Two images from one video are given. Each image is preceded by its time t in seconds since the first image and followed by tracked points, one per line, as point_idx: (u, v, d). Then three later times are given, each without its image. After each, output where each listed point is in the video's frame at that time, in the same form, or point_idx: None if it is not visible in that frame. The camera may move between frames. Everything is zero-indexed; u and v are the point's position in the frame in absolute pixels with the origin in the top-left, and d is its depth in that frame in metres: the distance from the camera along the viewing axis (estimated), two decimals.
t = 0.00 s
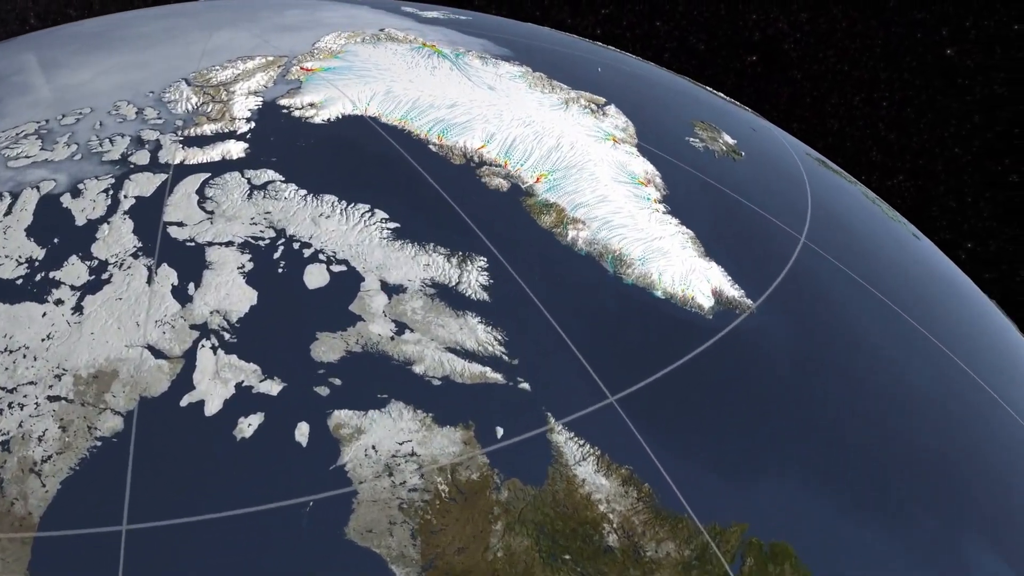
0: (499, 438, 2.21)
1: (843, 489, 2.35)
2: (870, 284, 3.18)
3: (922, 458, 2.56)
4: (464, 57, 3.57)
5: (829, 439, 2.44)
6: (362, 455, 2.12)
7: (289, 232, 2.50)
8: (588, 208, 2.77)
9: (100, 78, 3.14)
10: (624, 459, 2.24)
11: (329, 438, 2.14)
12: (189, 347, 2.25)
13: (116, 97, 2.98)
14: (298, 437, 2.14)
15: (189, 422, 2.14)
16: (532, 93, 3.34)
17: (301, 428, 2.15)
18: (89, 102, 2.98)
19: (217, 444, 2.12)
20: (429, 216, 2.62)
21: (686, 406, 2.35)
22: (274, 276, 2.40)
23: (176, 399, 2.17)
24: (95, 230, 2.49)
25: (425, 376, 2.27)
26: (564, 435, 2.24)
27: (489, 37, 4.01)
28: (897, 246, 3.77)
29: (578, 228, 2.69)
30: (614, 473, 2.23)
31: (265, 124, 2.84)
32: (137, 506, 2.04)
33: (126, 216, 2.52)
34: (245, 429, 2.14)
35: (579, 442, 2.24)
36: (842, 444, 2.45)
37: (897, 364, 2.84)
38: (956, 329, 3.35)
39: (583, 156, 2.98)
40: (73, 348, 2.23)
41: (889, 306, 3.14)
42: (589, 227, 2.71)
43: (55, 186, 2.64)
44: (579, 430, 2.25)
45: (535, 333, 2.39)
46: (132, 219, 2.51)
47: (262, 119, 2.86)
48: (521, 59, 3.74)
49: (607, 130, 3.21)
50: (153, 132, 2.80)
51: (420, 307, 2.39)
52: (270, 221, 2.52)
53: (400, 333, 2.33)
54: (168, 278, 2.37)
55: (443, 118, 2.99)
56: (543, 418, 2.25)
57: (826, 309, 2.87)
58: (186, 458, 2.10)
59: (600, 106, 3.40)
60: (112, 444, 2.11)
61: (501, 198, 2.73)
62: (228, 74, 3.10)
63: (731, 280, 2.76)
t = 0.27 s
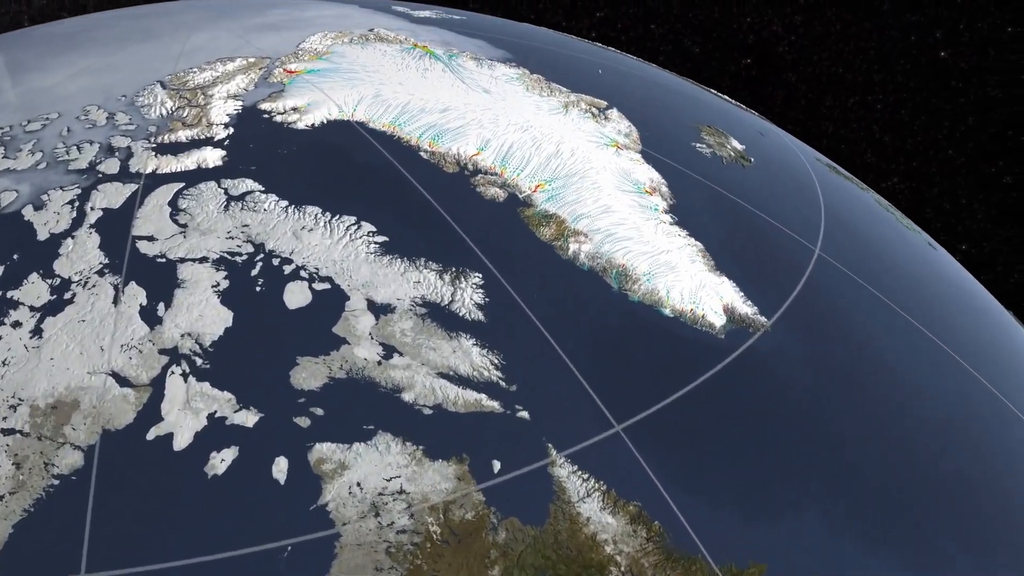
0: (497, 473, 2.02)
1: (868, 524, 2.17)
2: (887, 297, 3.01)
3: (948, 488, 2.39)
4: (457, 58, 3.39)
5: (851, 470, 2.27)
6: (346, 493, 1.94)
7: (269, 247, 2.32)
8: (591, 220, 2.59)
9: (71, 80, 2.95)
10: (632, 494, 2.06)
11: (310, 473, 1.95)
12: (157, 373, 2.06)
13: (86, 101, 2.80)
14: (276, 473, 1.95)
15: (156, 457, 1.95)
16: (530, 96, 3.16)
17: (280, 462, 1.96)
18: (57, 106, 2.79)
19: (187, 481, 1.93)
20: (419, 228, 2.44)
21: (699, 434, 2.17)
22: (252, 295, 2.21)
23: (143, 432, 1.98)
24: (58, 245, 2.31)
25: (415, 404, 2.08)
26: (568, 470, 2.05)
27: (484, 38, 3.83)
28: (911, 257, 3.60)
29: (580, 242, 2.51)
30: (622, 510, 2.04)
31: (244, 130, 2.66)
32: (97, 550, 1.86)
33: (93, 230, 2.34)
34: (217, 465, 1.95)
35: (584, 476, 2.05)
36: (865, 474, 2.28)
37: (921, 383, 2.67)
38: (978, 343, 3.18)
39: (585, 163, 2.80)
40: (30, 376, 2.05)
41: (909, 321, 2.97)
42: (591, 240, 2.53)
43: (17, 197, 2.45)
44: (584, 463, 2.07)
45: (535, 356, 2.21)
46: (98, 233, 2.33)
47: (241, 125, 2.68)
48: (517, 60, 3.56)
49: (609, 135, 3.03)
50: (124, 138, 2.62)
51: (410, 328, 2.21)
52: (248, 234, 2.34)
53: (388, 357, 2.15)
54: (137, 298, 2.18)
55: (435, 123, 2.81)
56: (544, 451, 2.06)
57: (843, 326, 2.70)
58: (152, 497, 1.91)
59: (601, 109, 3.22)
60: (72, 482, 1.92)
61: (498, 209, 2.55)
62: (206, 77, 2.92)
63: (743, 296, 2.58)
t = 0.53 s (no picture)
0: (494, 511, 1.85)
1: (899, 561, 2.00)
2: (907, 310, 2.85)
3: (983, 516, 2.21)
4: (451, 59, 3.22)
5: (878, 499, 2.09)
6: (328, 537, 1.76)
7: (246, 262, 2.14)
8: (594, 232, 2.41)
9: (39, 83, 2.77)
10: (644, 531, 1.89)
11: (288, 514, 1.78)
12: (122, 403, 1.89)
13: (54, 105, 2.62)
14: (252, 514, 1.77)
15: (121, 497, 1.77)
16: (527, 99, 2.99)
17: (256, 502, 1.78)
18: (23, 111, 2.61)
19: (155, 523, 1.75)
20: (409, 240, 2.26)
21: (713, 464, 2.00)
22: (227, 316, 2.04)
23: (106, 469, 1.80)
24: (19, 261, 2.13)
25: (404, 436, 1.91)
26: (572, 508, 1.88)
27: (478, 38, 3.66)
28: (928, 266, 3.45)
29: (583, 255, 2.34)
30: (631, 551, 1.87)
31: (222, 135, 2.48)
32: None
33: (56, 244, 2.16)
34: (186, 506, 1.77)
35: (589, 514, 1.88)
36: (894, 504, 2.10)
37: (948, 403, 2.49)
38: (1003, 355, 3.01)
39: (587, 170, 2.62)
40: None
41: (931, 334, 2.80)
42: (595, 253, 2.36)
43: None
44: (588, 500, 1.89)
45: (534, 379, 2.03)
46: (62, 247, 2.15)
47: (218, 130, 2.50)
48: (514, 61, 3.39)
49: (612, 141, 2.86)
50: (93, 145, 2.44)
51: (399, 352, 2.03)
52: (224, 249, 2.16)
53: (376, 383, 1.98)
54: (101, 319, 2.01)
55: (427, 128, 2.64)
56: (546, 486, 1.89)
57: (863, 342, 2.53)
58: (114, 541, 1.73)
59: (603, 114, 3.05)
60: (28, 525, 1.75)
61: (493, 219, 2.38)
62: (183, 79, 2.74)
63: (756, 312, 2.41)
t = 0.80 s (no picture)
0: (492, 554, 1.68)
1: None
2: (924, 322, 2.70)
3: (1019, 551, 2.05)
4: (444, 59, 3.06)
5: (904, 536, 1.94)
6: None
7: (222, 279, 1.98)
8: (598, 243, 2.25)
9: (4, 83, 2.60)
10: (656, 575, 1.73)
11: (264, 559, 1.61)
12: (82, 436, 1.72)
13: (19, 108, 2.45)
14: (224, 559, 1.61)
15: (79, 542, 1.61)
16: (525, 102, 2.83)
17: (229, 545, 1.62)
18: None
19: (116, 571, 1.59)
20: (398, 253, 2.10)
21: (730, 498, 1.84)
22: (199, 338, 1.87)
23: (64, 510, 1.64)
24: None
25: (392, 471, 1.75)
26: (577, 549, 1.72)
27: (473, 37, 3.49)
28: (943, 274, 3.30)
29: (586, 268, 2.18)
30: None
31: (198, 140, 2.32)
32: None
33: (15, 260, 2.00)
34: (151, 551, 1.60)
35: (595, 556, 1.72)
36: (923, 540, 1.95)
37: (974, 425, 2.34)
38: None
39: (589, 177, 2.46)
40: None
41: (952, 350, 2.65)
42: (599, 266, 2.20)
43: None
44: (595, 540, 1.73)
45: (533, 406, 1.87)
46: (22, 263, 1.99)
47: (194, 135, 2.34)
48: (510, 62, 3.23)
49: (616, 146, 2.70)
50: (59, 151, 2.28)
51: (387, 376, 1.87)
52: (198, 263, 2.00)
53: (361, 412, 1.81)
54: (62, 342, 1.84)
55: (419, 133, 2.48)
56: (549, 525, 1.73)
57: (884, 360, 2.37)
58: None
59: (605, 118, 2.89)
60: None
61: (488, 231, 2.22)
62: (158, 81, 2.58)
63: (772, 329, 2.26)
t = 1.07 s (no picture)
0: None
1: None
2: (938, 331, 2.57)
3: None
4: (437, 60, 2.91)
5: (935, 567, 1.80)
6: None
7: (196, 296, 1.82)
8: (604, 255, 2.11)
9: None
10: None
11: None
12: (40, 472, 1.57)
13: None
14: None
15: None
16: (523, 104, 2.68)
17: None
18: None
19: None
20: (387, 266, 1.94)
21: (747, 531, 1.69)
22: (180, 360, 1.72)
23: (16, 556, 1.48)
24: None
25: (380, 509, 1.59)
26: None
27: (467, 37, 3.35)
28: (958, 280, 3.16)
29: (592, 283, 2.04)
30: None
31: (173, 145, 2.16)
32: None
33: None
34: None
35: None
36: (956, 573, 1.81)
37: (1005, 447, 2.19)
38: None
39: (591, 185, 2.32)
40: None
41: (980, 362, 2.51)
42: (604, 281, 2.05)
43: None
44: None
45: (535, 431, 1.72)
46: None
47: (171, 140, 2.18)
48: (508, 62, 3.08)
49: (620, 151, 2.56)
50: (23, 158, 2.12)
51: (374, 403, 1.72)
52: (169, 279, 1.84)
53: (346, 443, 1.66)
54: (18, 368, 1.68)
55: (410, 136, 2.33)
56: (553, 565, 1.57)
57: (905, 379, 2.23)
58: None
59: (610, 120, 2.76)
60: None
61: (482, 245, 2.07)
62: (132, 83, 2.42)
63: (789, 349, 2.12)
